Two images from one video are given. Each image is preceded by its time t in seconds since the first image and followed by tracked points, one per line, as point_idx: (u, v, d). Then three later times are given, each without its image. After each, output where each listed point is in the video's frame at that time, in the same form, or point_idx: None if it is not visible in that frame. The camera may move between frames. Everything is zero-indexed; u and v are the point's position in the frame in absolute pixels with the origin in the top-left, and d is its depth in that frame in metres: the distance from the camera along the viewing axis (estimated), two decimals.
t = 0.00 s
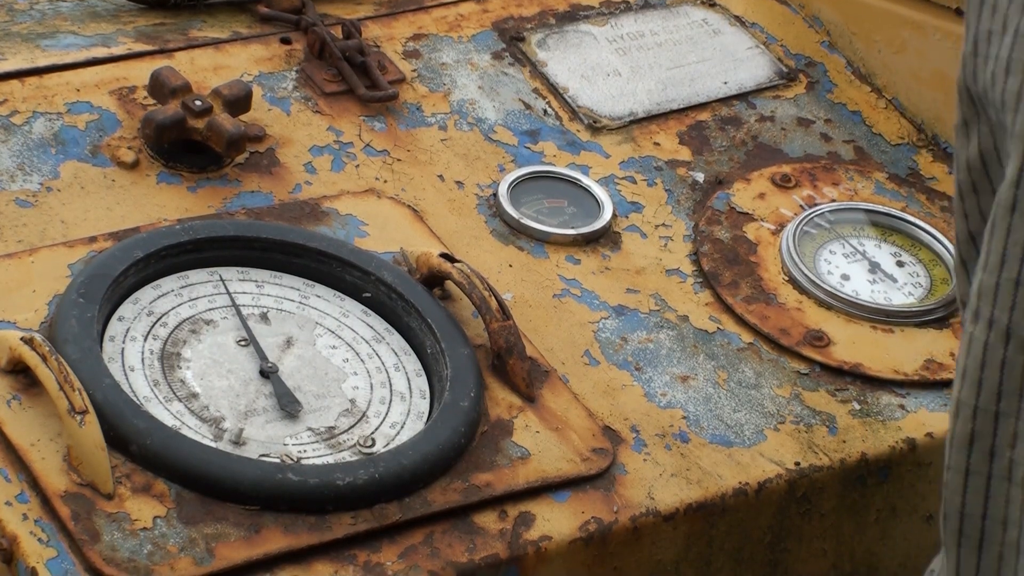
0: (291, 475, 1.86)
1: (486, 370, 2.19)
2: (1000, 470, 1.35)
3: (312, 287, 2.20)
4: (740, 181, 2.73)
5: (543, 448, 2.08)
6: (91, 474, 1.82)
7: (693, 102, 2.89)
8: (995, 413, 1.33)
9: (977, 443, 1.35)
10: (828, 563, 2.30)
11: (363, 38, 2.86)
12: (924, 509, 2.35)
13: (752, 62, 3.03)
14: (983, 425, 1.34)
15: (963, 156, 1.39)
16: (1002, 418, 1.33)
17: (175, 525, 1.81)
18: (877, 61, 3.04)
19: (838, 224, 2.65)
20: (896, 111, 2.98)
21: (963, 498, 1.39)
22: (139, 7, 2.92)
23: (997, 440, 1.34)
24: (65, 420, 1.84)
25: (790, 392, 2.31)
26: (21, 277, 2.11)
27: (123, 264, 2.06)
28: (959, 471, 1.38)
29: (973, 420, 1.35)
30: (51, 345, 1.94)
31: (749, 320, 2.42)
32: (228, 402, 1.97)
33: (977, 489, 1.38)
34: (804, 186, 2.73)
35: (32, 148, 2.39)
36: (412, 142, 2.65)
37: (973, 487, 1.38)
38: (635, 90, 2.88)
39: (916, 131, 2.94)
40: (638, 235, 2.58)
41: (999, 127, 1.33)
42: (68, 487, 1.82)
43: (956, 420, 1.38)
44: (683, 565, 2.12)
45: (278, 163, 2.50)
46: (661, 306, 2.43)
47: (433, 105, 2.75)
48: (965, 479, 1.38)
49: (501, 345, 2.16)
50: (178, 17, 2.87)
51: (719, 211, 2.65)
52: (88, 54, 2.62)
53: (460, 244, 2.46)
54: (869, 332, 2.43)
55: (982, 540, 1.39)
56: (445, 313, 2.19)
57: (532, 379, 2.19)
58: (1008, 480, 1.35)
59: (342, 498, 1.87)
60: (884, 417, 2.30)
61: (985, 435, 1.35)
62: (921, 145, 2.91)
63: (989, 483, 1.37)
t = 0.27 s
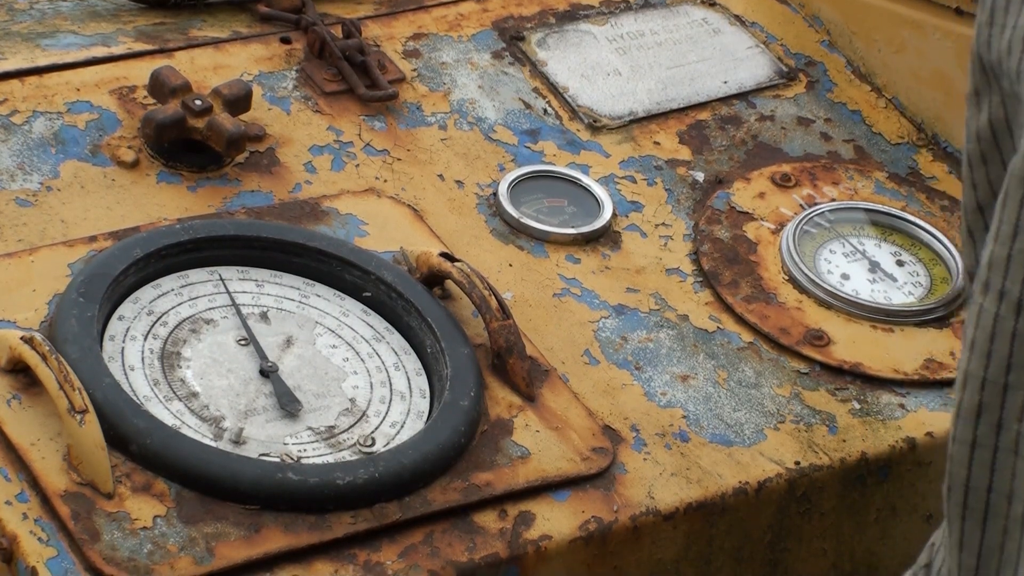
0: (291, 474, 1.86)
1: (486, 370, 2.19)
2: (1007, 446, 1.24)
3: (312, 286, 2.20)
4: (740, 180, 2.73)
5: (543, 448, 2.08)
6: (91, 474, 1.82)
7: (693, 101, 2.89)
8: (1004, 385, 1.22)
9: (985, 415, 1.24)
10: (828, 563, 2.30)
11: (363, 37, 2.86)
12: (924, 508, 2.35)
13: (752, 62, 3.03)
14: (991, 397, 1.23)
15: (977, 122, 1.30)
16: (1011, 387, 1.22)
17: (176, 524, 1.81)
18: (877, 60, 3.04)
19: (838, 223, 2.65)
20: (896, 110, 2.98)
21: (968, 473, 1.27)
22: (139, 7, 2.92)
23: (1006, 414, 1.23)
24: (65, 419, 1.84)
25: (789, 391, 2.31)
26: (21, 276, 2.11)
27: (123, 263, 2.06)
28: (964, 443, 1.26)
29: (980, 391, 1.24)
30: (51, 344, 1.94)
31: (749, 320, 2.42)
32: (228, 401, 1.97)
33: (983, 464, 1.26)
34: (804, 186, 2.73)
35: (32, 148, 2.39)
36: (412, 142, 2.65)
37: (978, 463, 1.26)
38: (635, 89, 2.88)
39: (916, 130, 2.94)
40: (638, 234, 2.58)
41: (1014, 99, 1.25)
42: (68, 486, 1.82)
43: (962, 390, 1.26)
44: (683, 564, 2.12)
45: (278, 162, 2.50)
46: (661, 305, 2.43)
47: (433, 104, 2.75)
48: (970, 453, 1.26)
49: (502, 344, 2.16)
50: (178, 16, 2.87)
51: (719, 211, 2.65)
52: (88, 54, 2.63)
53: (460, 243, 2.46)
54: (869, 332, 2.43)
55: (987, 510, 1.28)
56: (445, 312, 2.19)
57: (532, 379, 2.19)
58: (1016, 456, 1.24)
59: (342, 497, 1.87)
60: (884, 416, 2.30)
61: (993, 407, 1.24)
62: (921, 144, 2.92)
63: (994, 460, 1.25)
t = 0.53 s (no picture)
0: (291, 474, 1.86)
1: (486, 369, 2.19)
2: None
3: (312, 286, 2.20)
4: (740, 180, 2.73)
5: (543, 447, 2.08)
6: (91, 473, 1.82)
7: (693, 101, 2.89)
8: None
9: None
10: (828, 562, 2.29)
11: (364, 37, 2.86)
12: (924, 508, 2.35)
13: (752, 62, 3.03)
14: None
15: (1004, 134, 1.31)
16: None
17: (175, 524, 1.81)
18: (877, 60, 3.04)
19: (838, 223, 2.65)
20: (896, 110, 2.98)
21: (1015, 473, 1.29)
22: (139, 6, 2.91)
23: None
24: (65, 419, 1.84)
25: (790, 391, 2.31)
26: (21, 276, 2.11)
27: (123, 263, 2.06)
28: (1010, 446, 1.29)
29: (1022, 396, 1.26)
30: (51, 344, 1.94)
31: (749, 319, 2.42)
32: (228, 401, 1.97)
33: None
34: (804, 185, 2.73)
35: (32, 147, 2.39)
36: (412, 141, 2.65)
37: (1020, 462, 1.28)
38: (635, 89, 2.88)
39: (916, 130, 2.94)
40: (638, 234, 2.58)
41: None
42: (68, 486, 1.82)
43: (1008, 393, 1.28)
44: (683, 564, 2.12)
45: (278, 162, 2.50)
46: (661, 305, 2.43)
47: (433, 104, 2.75)
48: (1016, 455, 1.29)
49: (501, 344, 2.16)
50: (178, 16, 2.87)
51: (719, 210, 2.65)
52: (89, 54, 2.63)
53: (460, 243, 2.46)
54: (869, 332, 2.43)
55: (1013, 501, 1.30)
56: (445, 312, 2.19)
57: (532, 378, 2.19)
58: None
59: (342, 496, 1.87)
60: (884, 415, 2.30)
61: None
62: (921, 144, 2.92)
63: None
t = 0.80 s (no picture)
0: (291, 473, 1.86)
1: (486, 368, 2.19)
2: None
3: (312, 285, 2.20)
4: (740, 179, 2.73)
5: (543, 447, 2.08)
6: (91, 473, 1.82)
7: (693, 101, 2.89)
8: None
9: None
10: (829, 561, 2.29)
11: (364, 36, 2.86)
12: (924, 507, 2.35)
13: (752, 61, 3.03)
14: None
15: None
16: None
17: (175, 523, 1.81)
18: (877, 60, 3.04)
19: (838, 222, 2.65)
20: (896, 110, 2.98)
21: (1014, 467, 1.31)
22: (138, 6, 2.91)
23: None
24: (65, 419, 1.84)
25: (790, 390, 2.31)
26: (21, 276, 2.11)
27: (123, 262, 2.06)
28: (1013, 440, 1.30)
29: None
30: (51, 344, 1.94)
31: (749, 319, 2.42)
32: (228, 400, 1.97)
33: None
34: (804, 185, 2.73)
35: (32, 147, 2.39)
36: (412, 141, 2.65)
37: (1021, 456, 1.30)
38: (636, 88, 2.88)
39: (916, 130, 2.94)
40: (638, 234, 2.58)
41: None
42: (69, 485, 1.82)
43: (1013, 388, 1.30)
44: (683, 563, 2.12)
45: (278, 161, 2.50)
46: (661, 304, 2.43)
47: (433, 103, 2.75)
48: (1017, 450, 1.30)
49: (501, 343, 2.16)
50: (178, 15, 2.87)
51: (719, 210, 2.65)
52: (89, 53, 2.63)
53: (460, 242, 2.46)
54: (869, 331, 2.43)
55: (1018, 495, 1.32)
56: (445, 312, 2.19)
57: (532, 378, 2.19)
58: None
59: (342, 496, 1.87)
60: (884, 415, 2.30)
61: None
62: (921, 143, 2.92)
63: None
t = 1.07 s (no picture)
0: (291, 474, 1.86)
1: (486, 369, 2.19)
2: None
3: (312, 286, 2.20)
4: (740, 179, 2.73)
5: (543, 447, 2.08)
6: (91, 473, 1.82)
7: (693, 101, 2.89)
8: None
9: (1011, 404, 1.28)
10: (829, 561, 2.30)
11: (364, 36, 2.86)
12: (924, 507, 2.35)
13: (752, 61, 3.03)
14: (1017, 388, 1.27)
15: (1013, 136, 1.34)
16: None
17: (176, 524, 1.81)
18: (877, 60, 3.04)
19: (838, 222, 2.65)
20: (896, 110, 2.98)
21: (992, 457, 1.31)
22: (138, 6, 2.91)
23: None
24: (66, 419, 1.84)
25: (790, 390, 2.31)
26: (21, 276, 2.11)
27: (123, 263, 2.06)
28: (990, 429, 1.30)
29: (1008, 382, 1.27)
30: (51, 344, 1.94)
31: (749, 319, 2.42)
32: (228, 400, 1.97)
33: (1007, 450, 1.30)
34: (804, 185, 2.73)
35: (32, 147, 2.39)
36: (412, 141, 2.65)
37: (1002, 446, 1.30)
38: (635, 88, 2.88)
39: (916, 130, 2.94)
40: (638, 234, 2.58)
41: None
42: (69, 486, 1.82)
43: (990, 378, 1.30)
44: (683, 563, 2.12)
45: (278, 161, 2.50)
46: (661, 304, 2.43)
47: (433, 103, 2.75)
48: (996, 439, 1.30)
49: (502, 343, 2.16)
50: (178, 16, 2.87)
51: (719, 210, 2.65)
52: (89, 53, 2.63)
53: (460, 242, 2.46)
54: (869, 331, 2.43)
55: (993, 481, 1.32)
56: (445, 312, 2.19)
57: (532, 378, 2.19)
58: None
59: (342, 496, 1.87)
60: (884, 415, 2.30)
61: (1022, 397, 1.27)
62: (921, 143, 2.92)
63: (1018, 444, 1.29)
